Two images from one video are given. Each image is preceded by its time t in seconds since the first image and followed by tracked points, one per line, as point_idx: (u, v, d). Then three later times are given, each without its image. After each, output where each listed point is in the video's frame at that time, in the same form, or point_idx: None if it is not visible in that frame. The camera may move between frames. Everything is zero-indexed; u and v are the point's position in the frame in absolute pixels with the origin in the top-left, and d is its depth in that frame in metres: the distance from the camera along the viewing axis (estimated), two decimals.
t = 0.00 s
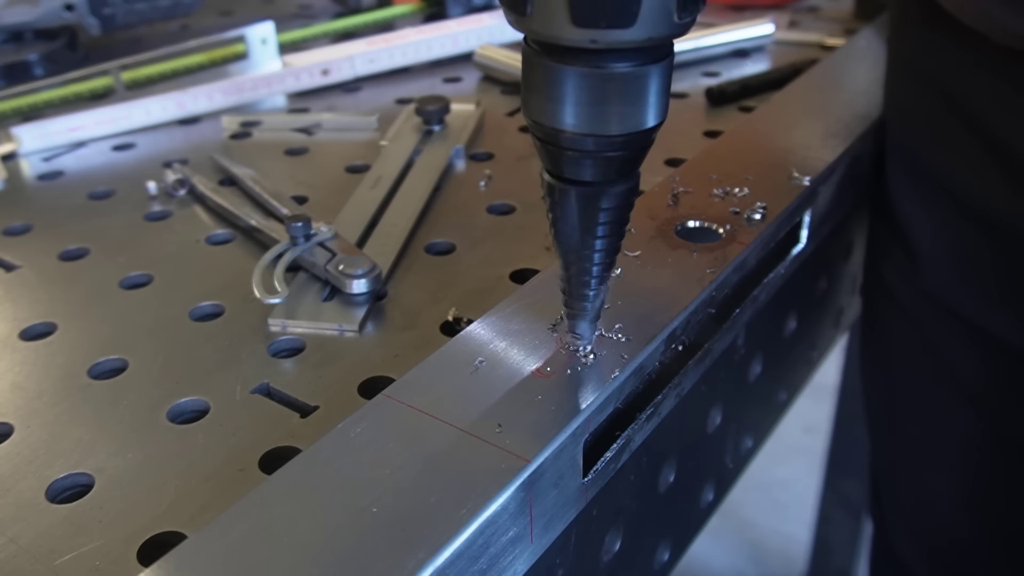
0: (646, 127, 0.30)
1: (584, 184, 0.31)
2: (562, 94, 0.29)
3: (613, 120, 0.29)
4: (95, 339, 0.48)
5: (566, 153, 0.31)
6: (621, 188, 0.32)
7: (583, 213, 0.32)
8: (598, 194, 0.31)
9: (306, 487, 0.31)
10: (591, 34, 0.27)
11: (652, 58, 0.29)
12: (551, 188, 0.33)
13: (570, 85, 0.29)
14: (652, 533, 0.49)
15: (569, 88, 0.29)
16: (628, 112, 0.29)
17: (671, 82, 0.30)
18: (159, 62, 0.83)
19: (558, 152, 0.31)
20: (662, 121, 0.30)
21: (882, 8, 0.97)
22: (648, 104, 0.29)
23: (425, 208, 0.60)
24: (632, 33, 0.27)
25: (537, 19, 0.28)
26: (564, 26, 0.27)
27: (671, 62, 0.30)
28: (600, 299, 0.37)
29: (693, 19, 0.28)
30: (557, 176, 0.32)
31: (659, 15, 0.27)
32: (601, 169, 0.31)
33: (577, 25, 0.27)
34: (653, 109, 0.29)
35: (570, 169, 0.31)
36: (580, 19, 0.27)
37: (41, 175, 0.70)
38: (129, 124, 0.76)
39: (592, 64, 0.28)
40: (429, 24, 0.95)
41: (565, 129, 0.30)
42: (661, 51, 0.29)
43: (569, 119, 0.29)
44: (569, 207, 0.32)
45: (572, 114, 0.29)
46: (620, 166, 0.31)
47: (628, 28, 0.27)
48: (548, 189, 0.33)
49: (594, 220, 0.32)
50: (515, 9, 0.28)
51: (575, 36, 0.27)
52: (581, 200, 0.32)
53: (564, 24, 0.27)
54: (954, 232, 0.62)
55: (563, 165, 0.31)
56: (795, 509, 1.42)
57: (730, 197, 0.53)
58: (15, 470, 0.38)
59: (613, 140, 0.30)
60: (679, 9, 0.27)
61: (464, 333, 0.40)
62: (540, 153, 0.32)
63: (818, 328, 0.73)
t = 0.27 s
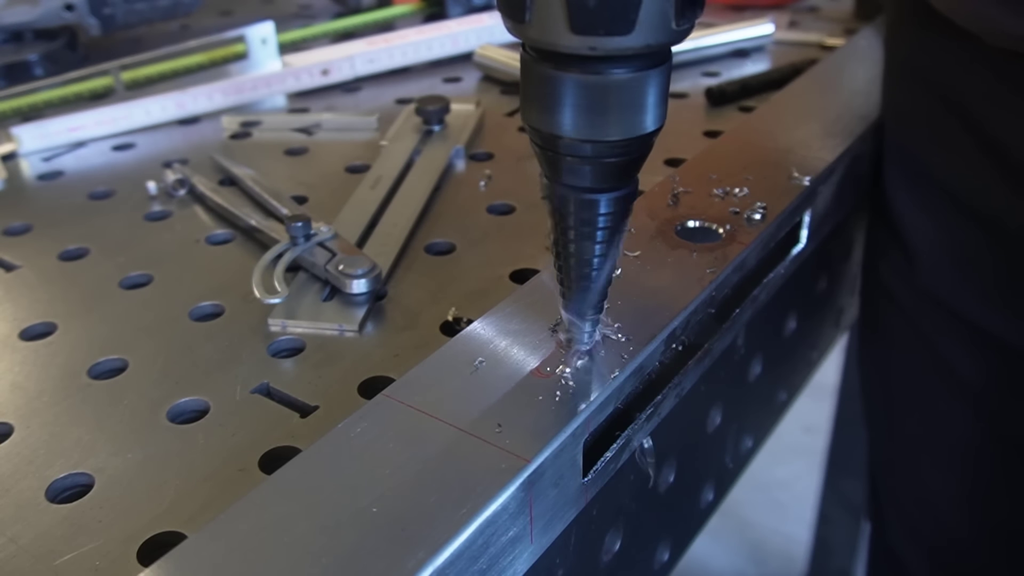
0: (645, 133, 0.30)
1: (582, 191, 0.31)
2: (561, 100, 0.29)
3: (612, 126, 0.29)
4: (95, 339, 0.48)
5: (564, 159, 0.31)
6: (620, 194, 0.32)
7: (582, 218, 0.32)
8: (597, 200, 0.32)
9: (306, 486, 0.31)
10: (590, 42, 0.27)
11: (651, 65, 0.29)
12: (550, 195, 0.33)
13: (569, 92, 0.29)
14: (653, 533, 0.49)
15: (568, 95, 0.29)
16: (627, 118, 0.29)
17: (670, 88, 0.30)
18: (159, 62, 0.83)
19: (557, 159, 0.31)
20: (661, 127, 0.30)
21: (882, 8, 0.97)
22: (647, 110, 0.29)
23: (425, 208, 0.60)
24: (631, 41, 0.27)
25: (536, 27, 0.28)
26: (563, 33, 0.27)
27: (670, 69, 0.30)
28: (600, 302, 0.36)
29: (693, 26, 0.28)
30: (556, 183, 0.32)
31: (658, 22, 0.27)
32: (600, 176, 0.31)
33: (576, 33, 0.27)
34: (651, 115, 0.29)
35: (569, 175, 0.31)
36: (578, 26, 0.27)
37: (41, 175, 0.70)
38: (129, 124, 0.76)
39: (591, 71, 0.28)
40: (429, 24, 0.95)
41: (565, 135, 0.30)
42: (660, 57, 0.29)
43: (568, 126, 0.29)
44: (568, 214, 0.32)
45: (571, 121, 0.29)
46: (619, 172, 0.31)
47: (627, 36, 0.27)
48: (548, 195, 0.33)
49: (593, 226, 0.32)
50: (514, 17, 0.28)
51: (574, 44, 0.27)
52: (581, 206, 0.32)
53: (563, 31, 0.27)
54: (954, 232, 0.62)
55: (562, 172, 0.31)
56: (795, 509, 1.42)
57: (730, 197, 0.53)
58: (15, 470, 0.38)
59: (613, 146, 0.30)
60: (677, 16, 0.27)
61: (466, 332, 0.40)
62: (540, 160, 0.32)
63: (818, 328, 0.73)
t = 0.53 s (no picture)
0: (642, 140, 0.30)
1: (581, 198, 0.32)
2: (558, 109, 0.29)
3: (609, 134, 0.29)
4: (95, 339, 0.48)
5: (562, 167, 0.31)
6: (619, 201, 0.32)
7: (580, 226, 0.33)
8: (595, 207, 0.32)
9: (306, 486, 0.31)
10: (586, 50, 0.27)
11: (648, 72, 0.29)
12: (549, 202, 0.33)
13: (566, 101, 0.29)
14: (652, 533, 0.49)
15: (565, 104, 0.29)
16: (624, 126, 0.29)
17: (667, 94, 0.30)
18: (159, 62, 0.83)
19: (555, 167, 0.31)
20: (658, 134, 0.30)
21: (881, 8, 0.97)
22: (644, 118, 0.29)
23: (425, 208, 0.60)
24: (626, 48, 0.27)
25: (531, 36, 0.28)
26: (558, 42, 0.27)
27: (666, 75, 0.30)
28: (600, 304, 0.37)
29: (687, 34, 0.28)
30: (554, 191, 0.32)
31: (654, 29, 0.27)
32: (598, 183, 0.31)
33: (572, 41, 0.27)
34: (648, 122, 0.29)
35: (566, 183, 0.31)
36: (575, 35, 0.27)
37: (41, 175, 0.70)
38: (129, 124, 0.76)
39: (588, 80, 0.28)
40: (429, 24, 0.95)
41: (562, 144, 0.30)
42: (656, 65, 0.29)
43: (566, 134, 0.29)
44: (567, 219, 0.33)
45: (568, 130, 0.29)
46: (617, 179, 0.31)
47: (623, 43, 0.27)
48: (547, 204, 0.33)
49: (591, 233, 0.33)
50: (509, 26, 0.28)
51: (570, 53, 0.27)
52: (581, 212, 0.32)
53: (558, 40, 0.27)
54: (954, 232, 0.62)
55: (560, 180, 0.31)
56: (795, 509, 1.42)
57: (730, 197, 0.53)
58: (16, 470, 0.38)
59: (610, 154, 0.30)
60: (673, 24, 0.27)
61: (466, 331, 0.40)
62: (538, 168, 0.32)
63: (818, 328, 0.73)
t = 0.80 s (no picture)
0: (637, 145, 0.31)
1: (577, 204, 0.33)
2: (554, 116, 0.30)
3: (605, 140, 0.30)
4: (95, 339, 0.48)
5: (559, 174, 0.32)
6: (615, 206, 0.33)
7: (579, 230, 0.33)
8: (594, 212, 0.33)
9: (306, 486, 0.31)
10: (581, 57, 0.28)
11: (640, 78, 0.30)
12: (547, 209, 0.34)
13: (562, 108, 0.30)
14: (652, 533, 0.49)
15: (561, 111, 0.30)
16: (619, 131, 0.30)
17: (659, 100, 0.31)
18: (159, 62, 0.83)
19: (552, 173, 0.32)
20: (652, 139, 0.31)
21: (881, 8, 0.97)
22: (638, 123, 0.30)
23: (425, 208, 0.60)
24: (621, 54, 0.28)
25: (527, 44, 0.28)
26: (554, 50, 0.28)
27: (658, 81, 0.31)
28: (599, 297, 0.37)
29: (680, 40, 0.29)
30: (552, 198, 0.33)
31: (647, 36, 0.28)
32: (594, 188, 0.32)
33: (567, 48, 0.28)
34: (643, 128, 0.30)
35: (564, 190, 0.32)
36: (569, 42, 0.27)
37: (41, 175, 0.70)
38: (129, 124, 0.76)
39: (583, 86, 0.29)
40: (429, 24, 0.95)
41: (559, 151, 0.31)
42: (648, 71, 0.30)
43: (562, 141, 0.30)
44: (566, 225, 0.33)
45: (565, 136, 0.30)
46: (613, 184, 0.32)
47: (617, 50, 0.28)
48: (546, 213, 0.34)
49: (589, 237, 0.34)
50: (504, 35, 0.29)
51: (565, 59, 0.28)
52: (579, 219, 0.33)
53: (553, 48, 0.28)
54: (951, 232, 0.62)
55: (557, 186, 0.32)
56: (795, 510, 1.42)
57: (730, 197, 0.53)
58: (15, 470, 0.38)
59: (606, 159, 0.31)
60: (666, 29, 0.28)
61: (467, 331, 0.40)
62: (534, 175, 0.33)
63: (818, 328, 0.73)
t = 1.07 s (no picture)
0: (635, 156, 0.31)
1: (576, 214, 0.33)
2: (553, 127, 0.30)
3: (603, 151, 0.30)
4: (95, 339, 0.48)
5: (557, 184, 0.32)
6: (614, 216, 0.33)
7: (578, 240, 0.34)
8: (592, 223, 0.33)
9: (306, 486, 0.31)
10: (578, 69, 0.28)
11: (639, 89, 0.30)
12: (546, 218, 0.34)
13: (560, 119, 0.30)
14: (652, 533, 0.49)
15: (560, 122, 0.30)
16: (617, 142, 0.30)
17: (658, 110, 0.31)
18: (159, 62, 0.83)
19: (550, 183, 0.32)
20: (650, 149, 0.32)
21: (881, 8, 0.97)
22: (636, 134, 0.30)
23: (426, 209, 0.60)
24: (618, 66, 0.28)
25: (525, 55, 0.29)
26: (551, 62, 0.28)
27: (657, 91, 0.31)
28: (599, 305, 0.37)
29: (678, 51, 0.29)
30: (551, 207, 0.33)
31: (645, 48, 0.28)
32: (593, 199, 0.32)
33: (564, 61, 0.28)
34: (641, 139, 0.31)
35: (562, 200, 0.32)
36: (567, 55, 0.28)
37: (41, 174, 0.70)
38: (128, 124, 0.76)
39: (581, 98, 0.29)
40: (429, 23, 0.95)
41: (557, 161, 0.31)
42: (648, 81, 0.30)
43: (561, 152, 0.30)
44: (565, 234, 0.34)
45: (564, 147, 0.30)
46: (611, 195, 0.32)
47: (614, 62, 0.28)
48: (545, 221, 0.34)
49: (588, 246, 0.34)
50: (502, 47, 0.29)
51: (563, 71, 0.28)
52: (577, 228, 0.33)
53: (551, 60, 0.28)
54: (950, 233, 0.62)
55: (555, 196, 0.33)
56: (795, 510, 1.42)
57: (730, 197, 0.53)
58: (15, 470, 0.38)
59: (604, 170, 0.31)
60: (663, 42, 0.28)
61: (467, 330, 0.40)
62: (533, 184, 0.34)
63: (818, 327, 0.73)
